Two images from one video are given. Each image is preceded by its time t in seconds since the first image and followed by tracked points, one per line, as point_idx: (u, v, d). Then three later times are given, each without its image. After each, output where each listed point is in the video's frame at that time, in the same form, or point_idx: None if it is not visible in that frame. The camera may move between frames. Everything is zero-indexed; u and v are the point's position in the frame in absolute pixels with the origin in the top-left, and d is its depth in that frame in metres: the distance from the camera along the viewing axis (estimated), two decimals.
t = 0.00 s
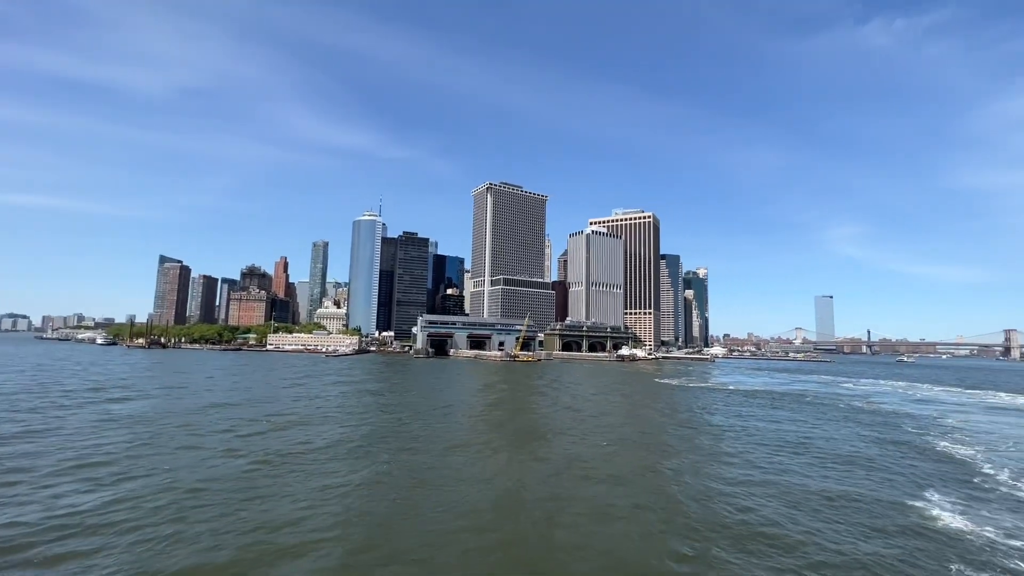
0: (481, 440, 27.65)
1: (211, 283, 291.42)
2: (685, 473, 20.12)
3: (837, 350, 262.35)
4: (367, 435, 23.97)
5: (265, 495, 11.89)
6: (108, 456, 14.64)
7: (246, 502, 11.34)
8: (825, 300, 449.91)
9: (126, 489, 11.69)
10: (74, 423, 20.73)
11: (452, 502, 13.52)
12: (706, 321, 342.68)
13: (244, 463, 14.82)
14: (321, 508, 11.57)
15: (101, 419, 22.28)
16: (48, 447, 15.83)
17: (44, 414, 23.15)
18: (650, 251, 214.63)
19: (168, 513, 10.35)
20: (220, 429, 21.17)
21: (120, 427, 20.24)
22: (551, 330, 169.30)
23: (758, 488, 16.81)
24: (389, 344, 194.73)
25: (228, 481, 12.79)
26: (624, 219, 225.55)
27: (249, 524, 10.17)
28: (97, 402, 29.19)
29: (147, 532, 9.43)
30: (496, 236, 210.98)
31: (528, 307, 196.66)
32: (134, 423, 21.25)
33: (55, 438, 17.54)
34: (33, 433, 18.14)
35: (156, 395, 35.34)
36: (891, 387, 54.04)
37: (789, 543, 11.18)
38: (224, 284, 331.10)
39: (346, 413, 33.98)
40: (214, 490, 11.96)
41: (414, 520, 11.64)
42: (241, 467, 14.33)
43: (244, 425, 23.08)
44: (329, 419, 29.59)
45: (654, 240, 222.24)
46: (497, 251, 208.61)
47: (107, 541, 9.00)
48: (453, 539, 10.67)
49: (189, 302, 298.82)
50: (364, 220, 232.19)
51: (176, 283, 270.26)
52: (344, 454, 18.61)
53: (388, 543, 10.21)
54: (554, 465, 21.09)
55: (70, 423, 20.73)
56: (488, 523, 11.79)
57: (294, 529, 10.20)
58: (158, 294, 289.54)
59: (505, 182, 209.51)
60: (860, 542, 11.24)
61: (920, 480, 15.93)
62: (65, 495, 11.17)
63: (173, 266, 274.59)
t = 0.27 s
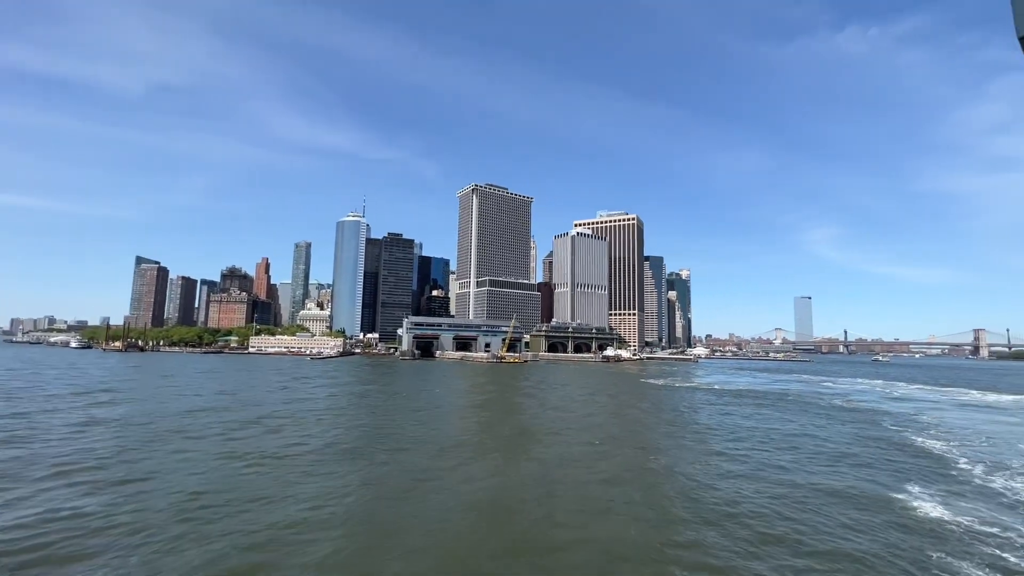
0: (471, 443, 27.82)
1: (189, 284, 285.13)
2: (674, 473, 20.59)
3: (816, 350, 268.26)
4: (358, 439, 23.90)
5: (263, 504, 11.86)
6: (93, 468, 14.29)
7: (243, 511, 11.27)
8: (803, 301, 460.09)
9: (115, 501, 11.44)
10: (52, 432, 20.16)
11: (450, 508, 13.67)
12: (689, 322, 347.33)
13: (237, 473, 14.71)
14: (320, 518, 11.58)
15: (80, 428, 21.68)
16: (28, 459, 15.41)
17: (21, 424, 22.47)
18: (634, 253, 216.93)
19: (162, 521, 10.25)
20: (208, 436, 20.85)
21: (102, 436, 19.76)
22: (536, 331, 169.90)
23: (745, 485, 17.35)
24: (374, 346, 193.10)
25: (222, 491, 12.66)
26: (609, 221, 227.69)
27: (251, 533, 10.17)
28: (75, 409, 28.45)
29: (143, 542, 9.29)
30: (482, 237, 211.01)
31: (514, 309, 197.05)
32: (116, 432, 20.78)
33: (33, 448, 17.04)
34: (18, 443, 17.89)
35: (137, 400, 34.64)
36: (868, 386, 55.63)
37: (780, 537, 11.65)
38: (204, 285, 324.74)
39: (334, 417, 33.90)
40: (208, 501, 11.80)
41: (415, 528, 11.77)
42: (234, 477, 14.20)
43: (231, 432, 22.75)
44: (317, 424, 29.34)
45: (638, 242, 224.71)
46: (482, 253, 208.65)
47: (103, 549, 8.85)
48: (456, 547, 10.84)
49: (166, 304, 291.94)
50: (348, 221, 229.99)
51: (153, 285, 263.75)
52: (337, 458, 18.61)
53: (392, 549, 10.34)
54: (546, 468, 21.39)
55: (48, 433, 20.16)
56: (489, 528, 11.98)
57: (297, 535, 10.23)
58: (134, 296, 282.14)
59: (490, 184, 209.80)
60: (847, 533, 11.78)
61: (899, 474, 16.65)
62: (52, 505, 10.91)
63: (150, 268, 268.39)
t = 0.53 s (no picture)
0: (471, 442, 28.02)
1: (181, 285, 282.67)
2: (673, 469, 20.95)
3: (807, 348, 270.61)
4: (360, 439, 24.00)
5: (273, 505, 11.92)
6: (88, 473, 14.03)
7: (253, 512, 11.33)
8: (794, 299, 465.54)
9: (115, 510, 11.24)
10: (44, 437, 19.82)
11: (458, 507, 13.82)
12: (682, 321, 349.17)
13: (242, 475, 14.75)
14: (330, 517, 11.66)
15: (72, 431, 21.45)
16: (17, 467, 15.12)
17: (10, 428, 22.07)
18: (627, 252, 217.74)
19: (168, 529, 10.21)
20: (205, 440, 20.63)
21: (97, 440, 19.54)
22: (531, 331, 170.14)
23: (744, 480, 17.74)
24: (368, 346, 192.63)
25: (228, 494, 12.63)
26: (602, 220, 228.38)
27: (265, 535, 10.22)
28: (67, 411, 28.09)
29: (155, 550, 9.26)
30: (476, 237, 210.90)
31: (508, 308, 197.21)
32: (111, 436, 20.55)
33: (25, 453, 16.78)
34: (21, 446, 17.97)
35: (132, 403, 34.34)
36: (861, 383, 56.37)
37: (782, 528, 11.98)
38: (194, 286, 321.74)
39: (333, 418, 34.02)
40: (213, 505, 11.69)
41: (428, 528, 11.94)
42: (238, 480, 14.14)
43: (229, 434, 22.62)
44: (316, 425, 29.30)
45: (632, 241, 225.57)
46: (476, 252, 208.59)
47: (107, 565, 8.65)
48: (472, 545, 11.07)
49: (158, 305, 289.34)
50: (342, 221, 229.02)
51: (143, 286, 261.22)
52: (343, 457, 18.71)
53: (406, 548, 10.51)
54: (548, 466, 21.64)
55: (38, 437, 19.81)
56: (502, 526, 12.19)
57: (308, 535, 10.33)
58: (125, 298, 279.33)
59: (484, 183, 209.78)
60: (848, 523, 12.12)
61: (893, 469, 17.15)
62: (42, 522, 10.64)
63: (140, 268, 265.52)
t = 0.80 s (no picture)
0: (479, 441, 28.23)
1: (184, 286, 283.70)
2: (681, 465, 21.23)
3: (809, 344, 270.73)
4: (371, 438, 24.34)
5: (292, 504, 12.10)
6: (100, 475, 14.13)
7: (275, 511, 11.57)
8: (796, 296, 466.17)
9: (132, 511, 11.40)
10: (53, 439, 19.93)
11: (474, 504, 14.01)
12: (684, 318, 349.31)
13: (258, 474, 14.95)
14: (351, 514, 11.99)
15: (82, 432, 21.59)
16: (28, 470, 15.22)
17: (19, 430, 22.19)
18: (629, 250, 217.91)
19: (189, 529, 10.39)
20: (214, 441, 20.77)
21: (108, 441, 19.70)
22: (534, 329, 170.48)
23: (752, 475, 18.05)
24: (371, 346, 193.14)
25: (245, 493, 12.81)
26: (604, 218, 228.50)
27: (288, 534, 10.44)
28: (75, 413, 28.24)
29: (181, 550, 9.44)
30: (478, 236, 211.18)
31: (511, 307, 197.53)
32: (121, 437, 20.71)
33: (49, 454, 17.18)
34: (43, 446, 18.39)
35: (141, 404, 34.56)
36: (864, 379, 56.61)
37: (795, 522, 12.15)
38: (197, 287, 322.65)
39: (342, 417, 34.41)
40: (231, 505, 11.87)
41: (447, 524, 12.13)
42: (254, 480, 14.31)
43: (238, 435, 22.79)
44: (324, 425, 29.47)
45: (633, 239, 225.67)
46: (478, 252, 208.89)
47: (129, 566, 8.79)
48: (494, 539, 11.31)
49: (161, 306, 290.34)
50: (344, 221, 229.54)
51: (147, 287, 262.21)
52: (355, 456, 18.90)
53: (428, 543, 10.75)
54: (558, 463, 21.83)
55: (47, 439, 19.91)
56: (519, 523, 12.41)
57: (330, 533, 10.64)
58: (128, 299, 280.38)
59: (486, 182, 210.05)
60: (862, 516, 12.30)
61: (901, 462, 17.42)
62: (55, 526, 10.70)
63: (143, 269, 266.36)
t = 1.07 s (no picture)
0: (493, 438, 28.56)
1: (196, 287, 287.06)
2: (698, 461, 21.44)
3: (821, 341, 268.31)
4: (388, 437, 24.77)
5: (324, 500, 12.43)
6: (132, 471, 14.62)
7: (307, 505, 11.99)
8: (806, 291, 462.35)
9: (166, 506, 11.75)
10: (79, 437, 20.37)
11: (498, 499, 14.32)
12: (694, 315, 347.77)
13: (285, 472, 15.31)
14: (384, 509, 12.38)
15: (106, 432, 22.09)
16: (57, 468, 15.59)
17: (46, 430, 22.74)
18: (637, 247, 217.35)
19: (227, 523, 10.75)
20: (238, 440, 21.25)
21: (133, 440, 20.13)
22: (544, 328, 170.64)
23: (771, 470, 18.18)
24: (382, 345, 194.45)
25: (276, 490, 13.17)
26: (612, 216, 228.04)
27: (325, 529, 10.80)
28: (103, 412, 29.05)
29: (223, 543, 9.80)
30: (486, 235, 211.69)
31: (520, 305, 197.83)
32: (145, 436, 21.15)
33: (86, 451, 17.84)
34: (80, 444, 19.03)
35: (162, 404, 35.26)
36: (878, 375, 56.44)
37: (819, 516, 12.28)
38: (209, 288, 326.63)
39: (357, 416, 34.98)
40: (262, 501, 12.19)
41: (473, 517, 12.52)
42: (281, 477, 14.70)
43: (260, 434, 23.30)
44: (340, 424, 29.87)
45: (642, 236, 225.03)
46: (487, 251, 209.39)
47: (171, 558, 9.13)
48: (523, 533, 11.61)
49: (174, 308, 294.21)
50: (353, 221, 230.87)
51: (160, 289, 265.91)
52: (377, 454, 19.24)
53: (458, 535, 11.13)
54: (574, 460, 22.07)
55: (73, 437, 20.38)
56: (545, 517, 12.67)
57: (364, 526, 11.06)
58: (142, 301, 284.40)
59: (493, 181, 210.50)
60: (887, 511, 12.40)
61: (921, 457, 17.54)
62: (92, 520, 11.07)
63: (156, 271, 270.17)
